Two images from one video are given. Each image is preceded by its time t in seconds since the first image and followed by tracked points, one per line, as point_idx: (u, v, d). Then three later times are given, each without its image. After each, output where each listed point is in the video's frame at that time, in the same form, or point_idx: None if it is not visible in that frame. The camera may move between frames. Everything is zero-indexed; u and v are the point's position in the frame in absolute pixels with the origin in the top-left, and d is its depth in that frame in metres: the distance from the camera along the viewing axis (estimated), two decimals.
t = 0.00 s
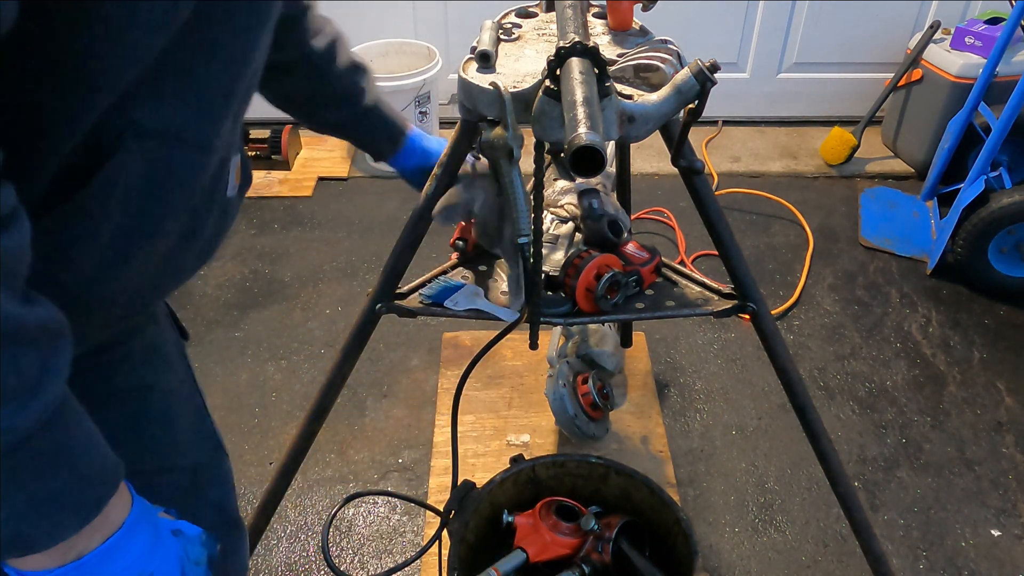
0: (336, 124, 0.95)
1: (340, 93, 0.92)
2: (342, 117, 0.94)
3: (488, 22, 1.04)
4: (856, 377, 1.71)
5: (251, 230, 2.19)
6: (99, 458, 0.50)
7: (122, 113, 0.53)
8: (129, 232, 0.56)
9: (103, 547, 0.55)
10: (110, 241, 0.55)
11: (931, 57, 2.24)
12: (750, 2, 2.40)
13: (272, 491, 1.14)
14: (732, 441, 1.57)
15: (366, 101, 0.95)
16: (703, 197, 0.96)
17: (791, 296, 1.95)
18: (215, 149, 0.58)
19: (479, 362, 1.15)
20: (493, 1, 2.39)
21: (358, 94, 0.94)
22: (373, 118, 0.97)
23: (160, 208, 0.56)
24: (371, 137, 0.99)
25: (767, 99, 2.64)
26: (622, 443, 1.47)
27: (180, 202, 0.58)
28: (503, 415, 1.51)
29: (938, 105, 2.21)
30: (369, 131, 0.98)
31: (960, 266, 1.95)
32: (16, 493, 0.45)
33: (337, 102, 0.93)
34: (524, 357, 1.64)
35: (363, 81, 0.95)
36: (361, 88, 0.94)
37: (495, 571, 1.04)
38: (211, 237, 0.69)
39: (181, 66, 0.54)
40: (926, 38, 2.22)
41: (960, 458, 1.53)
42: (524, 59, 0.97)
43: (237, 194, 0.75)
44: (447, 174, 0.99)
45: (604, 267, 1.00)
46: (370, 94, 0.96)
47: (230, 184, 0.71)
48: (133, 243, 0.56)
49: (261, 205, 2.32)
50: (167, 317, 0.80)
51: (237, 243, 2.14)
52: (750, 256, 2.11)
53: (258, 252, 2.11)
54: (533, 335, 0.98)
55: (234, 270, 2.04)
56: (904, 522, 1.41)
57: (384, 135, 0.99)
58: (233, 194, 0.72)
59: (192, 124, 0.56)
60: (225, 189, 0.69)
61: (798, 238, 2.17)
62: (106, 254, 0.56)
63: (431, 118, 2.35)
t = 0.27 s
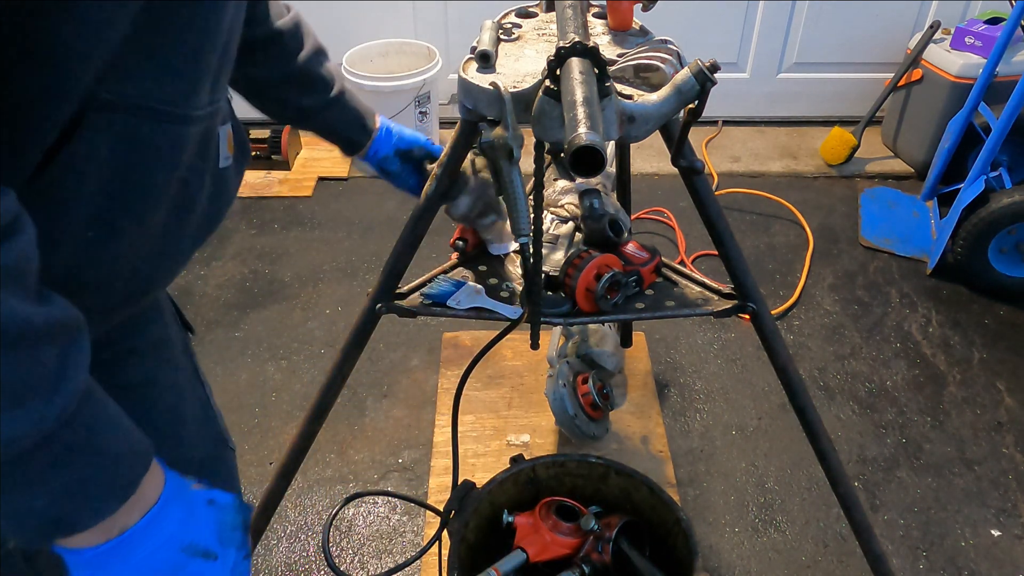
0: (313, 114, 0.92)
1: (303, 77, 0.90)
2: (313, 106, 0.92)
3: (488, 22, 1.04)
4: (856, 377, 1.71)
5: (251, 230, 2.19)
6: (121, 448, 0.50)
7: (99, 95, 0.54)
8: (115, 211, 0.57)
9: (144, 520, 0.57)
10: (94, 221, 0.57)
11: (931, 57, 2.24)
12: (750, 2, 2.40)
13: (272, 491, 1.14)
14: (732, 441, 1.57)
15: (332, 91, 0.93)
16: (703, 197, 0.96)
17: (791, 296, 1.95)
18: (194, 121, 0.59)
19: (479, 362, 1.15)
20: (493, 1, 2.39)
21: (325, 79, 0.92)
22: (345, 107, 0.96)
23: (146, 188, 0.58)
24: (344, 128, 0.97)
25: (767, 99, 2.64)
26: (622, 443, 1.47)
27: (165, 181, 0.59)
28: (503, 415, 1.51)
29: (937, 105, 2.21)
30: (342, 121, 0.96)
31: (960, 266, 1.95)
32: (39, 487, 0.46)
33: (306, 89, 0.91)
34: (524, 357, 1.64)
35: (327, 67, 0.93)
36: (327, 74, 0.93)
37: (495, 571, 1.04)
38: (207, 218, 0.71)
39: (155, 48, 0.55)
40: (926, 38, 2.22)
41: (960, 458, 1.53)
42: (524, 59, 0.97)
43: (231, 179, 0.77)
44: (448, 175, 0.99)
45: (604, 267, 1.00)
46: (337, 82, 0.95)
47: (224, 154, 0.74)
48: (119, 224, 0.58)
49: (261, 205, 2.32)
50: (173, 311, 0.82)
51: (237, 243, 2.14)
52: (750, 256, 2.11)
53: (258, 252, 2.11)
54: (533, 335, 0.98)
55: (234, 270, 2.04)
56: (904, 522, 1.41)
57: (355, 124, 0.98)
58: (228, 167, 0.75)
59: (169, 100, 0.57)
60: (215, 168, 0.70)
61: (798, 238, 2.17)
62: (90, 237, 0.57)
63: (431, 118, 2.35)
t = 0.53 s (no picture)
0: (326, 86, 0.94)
1: (324, 51, 0.90)
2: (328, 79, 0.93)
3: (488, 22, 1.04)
4: (856, 377, 1.71)
5: (251, 230, 2.19)
6: (99, 446, 0.49)
7: (77, 85, 0.53)
8: (101, 203, 0.57)
9: (124, 524, 0.57)
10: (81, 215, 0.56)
11: (931, 57, 2.24)
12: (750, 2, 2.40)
13: (272, 491, 1.14)
14: (732, 441, 1.57)
15: (349, 62, 0.94)
16: (702, 197, 0.96)
17: (791, 296, 1.95)
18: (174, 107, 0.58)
19: (479, 362, 1.15)
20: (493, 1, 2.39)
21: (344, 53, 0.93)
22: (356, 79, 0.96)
23: (130, 180, 0.58)
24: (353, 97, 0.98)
25: (767, 99, 2.64)
26: (622, 443, 1.47)
27: (147, 170, 0.59)
28: (503, 415, 1.51)
29: (937, 105, 2.21)
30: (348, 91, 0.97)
31: (960, 266, 1.95)
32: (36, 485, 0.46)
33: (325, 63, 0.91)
34: (524, 357, 1.64)
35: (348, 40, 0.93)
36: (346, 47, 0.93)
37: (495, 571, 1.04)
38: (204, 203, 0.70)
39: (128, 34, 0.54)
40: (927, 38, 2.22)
41: (960, 458, 1.53)
42: (524, 59, 0.97)
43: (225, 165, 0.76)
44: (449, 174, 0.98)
45: (604, 267, 1.00)
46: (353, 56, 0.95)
47: (212, 135, 0.72)
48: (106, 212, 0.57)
49: (262, 205, 2.32)
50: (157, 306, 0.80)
51: (238, 243, 2.14)
52: (750, 256, 2.11)
53: (258, 252, 2.11)
54: (533, 335, 0.98)
55: (234, 270, 2.04)
56: (904, 522, 1.41)
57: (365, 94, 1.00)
58: (220, 148, 0.73)
59: (151, 88, 0.56)
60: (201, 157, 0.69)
61: (798, 238, 2.17)
62: (76, 231, 0.57)
63: (431, 118, 2.35)
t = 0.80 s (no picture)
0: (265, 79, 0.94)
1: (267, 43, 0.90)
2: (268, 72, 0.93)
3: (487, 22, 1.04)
4: (856, 377, 1.71)
5: (251, 230, 2.20)
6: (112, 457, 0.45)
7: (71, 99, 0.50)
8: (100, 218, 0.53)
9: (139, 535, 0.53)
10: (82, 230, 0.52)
11: (931, 57, 2.24)
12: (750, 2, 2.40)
13: (272, 491, 1.14)
14: (732, 441, 1.57)
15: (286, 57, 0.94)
16: (702, 197, 0.96)
17: (791, 296, 1.95)
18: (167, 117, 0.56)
19: (479, 362, 1.15)
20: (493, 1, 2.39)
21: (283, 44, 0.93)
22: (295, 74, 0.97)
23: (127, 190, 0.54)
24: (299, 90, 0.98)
25: (767, 99, 2.64)
26: (622, 443, 1.47)
27: (142, 180, 0.55)
28: (503, 415, 1.52)
29: (937, 105, 2.21)
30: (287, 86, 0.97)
31: (961, 266, 1.95)
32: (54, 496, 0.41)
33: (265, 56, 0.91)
34: (524, 357, 1.64)
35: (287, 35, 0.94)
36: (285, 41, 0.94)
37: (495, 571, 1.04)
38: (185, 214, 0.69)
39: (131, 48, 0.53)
40: (927, 38, 2.22)
41: (960, 458, 1.53)
42: (524, 59, 0.97)
43: (209, 172, 0.76)
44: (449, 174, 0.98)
45: (603, 267, 1.00)
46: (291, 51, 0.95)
47: (201, 133, 0.71)
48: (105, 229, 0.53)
49: (261, 205, 2.32)
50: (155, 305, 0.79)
51: (238, 243, 2.14)
52: (750, 256, 2.11)
53: (258, 252, 2.11)
54: (533, 335, 0.98)
55: (234, 270, 2.04)
56: (904, 522, 1.41)
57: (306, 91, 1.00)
58: (208, 147, 0.73)
59: (144, 99, 0.54)
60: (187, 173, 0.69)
61: (799, 238, 2.17)
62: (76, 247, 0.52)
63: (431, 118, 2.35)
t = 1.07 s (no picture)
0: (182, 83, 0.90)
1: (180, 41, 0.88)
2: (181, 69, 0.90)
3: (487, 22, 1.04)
4: (856, 377, 1.71)
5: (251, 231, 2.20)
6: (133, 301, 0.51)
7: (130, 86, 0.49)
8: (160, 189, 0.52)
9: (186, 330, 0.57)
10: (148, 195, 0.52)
11: (931, 57, 2.24)
12: (750, 2, 2.40)
13: (272, 490, 1.14)
14: (732, 441, 1.57)
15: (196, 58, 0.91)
16: (702, 197, 0.96)
17: (791, 296, 1.95)
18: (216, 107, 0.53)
19: (479, 362, 1.15)
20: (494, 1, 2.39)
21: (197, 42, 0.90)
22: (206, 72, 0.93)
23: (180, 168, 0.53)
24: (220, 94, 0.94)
25: (767, 99, 2.64)
26: (622, 443, 1.47)
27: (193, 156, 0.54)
28: (503, 415, 1.52)
29: (937, 105, 2.21)
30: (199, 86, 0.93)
31: (961, 266, 1.95)
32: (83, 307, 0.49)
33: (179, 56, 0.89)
34: (524, 357, 1.64)
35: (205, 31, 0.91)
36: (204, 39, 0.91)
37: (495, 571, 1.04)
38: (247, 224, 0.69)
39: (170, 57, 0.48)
40: (927, 38, 2.22)
41: (960, 458, 1.53)
42: (523, 59, 0.97)
43: (236, 180, 0.73)
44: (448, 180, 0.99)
45: (603, 268, 1.00)
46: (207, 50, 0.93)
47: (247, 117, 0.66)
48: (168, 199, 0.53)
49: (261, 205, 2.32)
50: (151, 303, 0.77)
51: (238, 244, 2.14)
52: (750, 256, 2.11)
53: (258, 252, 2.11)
54: (533, 335, 0.98)
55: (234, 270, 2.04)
56: (904, 522, 1.41)
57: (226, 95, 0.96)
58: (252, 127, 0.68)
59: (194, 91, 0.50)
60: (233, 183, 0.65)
61: (798, 238, 2.17)
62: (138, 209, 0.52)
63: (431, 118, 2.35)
